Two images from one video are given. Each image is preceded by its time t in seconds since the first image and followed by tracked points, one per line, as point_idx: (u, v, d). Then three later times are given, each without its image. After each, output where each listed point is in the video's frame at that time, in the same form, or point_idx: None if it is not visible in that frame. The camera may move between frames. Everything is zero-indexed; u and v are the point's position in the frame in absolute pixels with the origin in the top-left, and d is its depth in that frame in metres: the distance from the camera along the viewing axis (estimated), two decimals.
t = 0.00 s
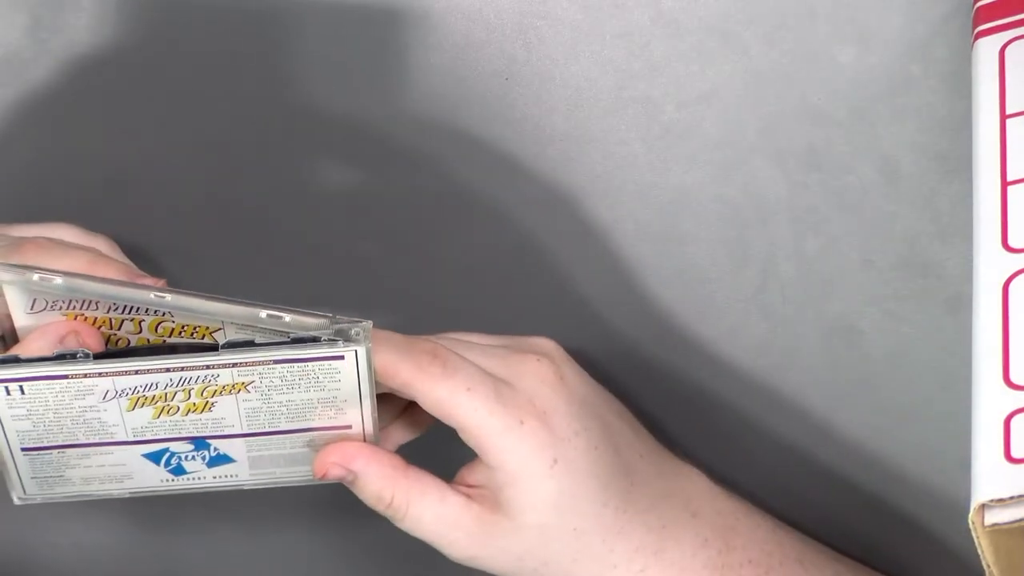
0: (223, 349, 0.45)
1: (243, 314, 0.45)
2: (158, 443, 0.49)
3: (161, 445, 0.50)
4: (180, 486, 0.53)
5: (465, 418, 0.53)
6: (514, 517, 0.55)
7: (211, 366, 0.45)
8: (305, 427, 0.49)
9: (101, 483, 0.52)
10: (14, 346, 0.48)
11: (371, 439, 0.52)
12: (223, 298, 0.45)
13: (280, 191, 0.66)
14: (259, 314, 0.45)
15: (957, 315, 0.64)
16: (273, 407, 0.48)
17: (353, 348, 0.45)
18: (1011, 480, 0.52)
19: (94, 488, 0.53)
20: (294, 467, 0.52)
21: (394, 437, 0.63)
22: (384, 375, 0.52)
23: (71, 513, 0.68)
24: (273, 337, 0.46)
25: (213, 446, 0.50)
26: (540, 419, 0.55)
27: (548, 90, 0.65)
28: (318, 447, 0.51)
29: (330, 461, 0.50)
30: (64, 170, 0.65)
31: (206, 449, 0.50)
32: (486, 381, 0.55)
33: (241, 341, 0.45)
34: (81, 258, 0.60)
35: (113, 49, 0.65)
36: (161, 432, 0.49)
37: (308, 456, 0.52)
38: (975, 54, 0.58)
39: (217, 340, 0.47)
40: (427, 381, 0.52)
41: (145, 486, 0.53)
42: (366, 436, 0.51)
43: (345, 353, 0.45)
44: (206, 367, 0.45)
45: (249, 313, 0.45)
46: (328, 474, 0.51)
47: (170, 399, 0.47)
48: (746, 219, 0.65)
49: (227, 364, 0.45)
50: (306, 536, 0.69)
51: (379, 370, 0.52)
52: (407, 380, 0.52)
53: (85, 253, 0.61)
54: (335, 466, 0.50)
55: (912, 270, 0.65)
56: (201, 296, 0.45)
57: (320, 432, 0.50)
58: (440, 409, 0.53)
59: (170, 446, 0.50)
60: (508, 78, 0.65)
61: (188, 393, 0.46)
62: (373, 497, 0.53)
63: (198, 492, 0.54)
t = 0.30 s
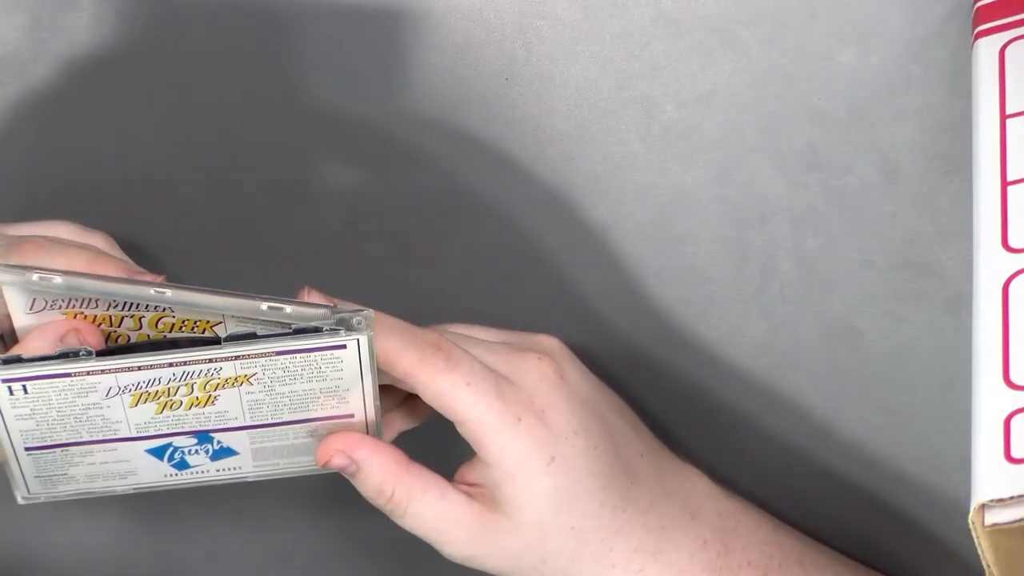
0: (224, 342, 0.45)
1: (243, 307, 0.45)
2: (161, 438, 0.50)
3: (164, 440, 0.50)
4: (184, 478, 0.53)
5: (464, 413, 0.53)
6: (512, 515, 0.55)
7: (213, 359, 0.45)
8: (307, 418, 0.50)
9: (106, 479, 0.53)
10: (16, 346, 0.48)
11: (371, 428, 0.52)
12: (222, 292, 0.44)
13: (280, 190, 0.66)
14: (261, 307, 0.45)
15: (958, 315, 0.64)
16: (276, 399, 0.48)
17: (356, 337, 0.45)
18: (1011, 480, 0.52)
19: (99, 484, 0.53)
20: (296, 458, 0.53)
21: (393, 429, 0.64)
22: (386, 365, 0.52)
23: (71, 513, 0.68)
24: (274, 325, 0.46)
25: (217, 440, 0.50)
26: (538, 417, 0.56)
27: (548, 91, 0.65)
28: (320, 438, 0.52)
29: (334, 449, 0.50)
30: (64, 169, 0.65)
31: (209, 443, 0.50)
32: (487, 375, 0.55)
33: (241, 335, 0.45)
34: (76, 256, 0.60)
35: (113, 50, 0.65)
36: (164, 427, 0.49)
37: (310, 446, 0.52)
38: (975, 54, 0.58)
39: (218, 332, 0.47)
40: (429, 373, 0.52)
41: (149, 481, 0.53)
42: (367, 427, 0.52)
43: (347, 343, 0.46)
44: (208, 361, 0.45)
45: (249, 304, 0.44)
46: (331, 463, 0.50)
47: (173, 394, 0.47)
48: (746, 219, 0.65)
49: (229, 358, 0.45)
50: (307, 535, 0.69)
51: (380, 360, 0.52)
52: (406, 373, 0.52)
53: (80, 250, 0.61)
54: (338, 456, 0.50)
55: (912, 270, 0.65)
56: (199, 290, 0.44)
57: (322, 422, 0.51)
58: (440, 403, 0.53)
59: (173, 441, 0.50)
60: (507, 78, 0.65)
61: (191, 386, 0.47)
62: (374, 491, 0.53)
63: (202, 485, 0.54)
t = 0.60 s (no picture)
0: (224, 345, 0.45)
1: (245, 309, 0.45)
2: (161, 440, 0.50)
3: (163, 442, 0.50)
4: (183, 480, 0.53)
5: (463, 419, 0.53)
6: (510, 520, 0.55)
7: (213, 362, 0.45)
8: (307, 421, 0.50)
9: (105, 480, 0.52)
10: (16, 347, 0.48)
11: (372, 432, 0.52)
12: (225, 294, 0.45)
13: (280, 190, 0.66)
14: (263, 309, 0.45)
15: (957, 315, 0.64)
16: (276, 402, 0.48)
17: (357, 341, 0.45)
18: (1011, 480, 0.52)
19: (98, 485, 0.53)
20: (296, 460, 0.53)
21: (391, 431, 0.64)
22: (387, 368, 0.52)
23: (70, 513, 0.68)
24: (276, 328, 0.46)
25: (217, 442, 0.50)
26: (537, 422, 0.56)
27: (548, 90, 0.65)
28: (320, 440, 0.52)
29: (332, 451, 0.50)
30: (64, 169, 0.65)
31: (209, 444, 0.50)
32: (486, 381, 0.55)
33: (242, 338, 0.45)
34: (77, 256, 0.60)
35: (113, 50, 0.65)
36: (164, 429, 0.49)
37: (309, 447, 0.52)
38: (975, 54, 0.58)
39: (219, 335, 0.47)
40: (428, 378, 0.52)
41: (148, 483, 0.53)
42: (367, 431, 0.52)
43: (348, 347, 0.46)
44: (209, 364, 0.45)
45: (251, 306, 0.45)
46: (330, 464, 0.50)
47: (173, 396, 0.47)
48: (745, 219, 0.65)
49: (230, 361, 0.45)
50: (307, 537, 0.69)
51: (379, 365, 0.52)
52: (405, 378, 0.52)
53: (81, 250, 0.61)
54: (337, 458, 0.50)
55: (912, 270, 0.65)
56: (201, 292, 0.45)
57: (322, 426, 0.51)
58: (439, 408, 0.53)
59: (173, 443, 0.50)
60: (507, 78, 0.65)
61: (191, 389, 0.46)
62: (372, 493, 0.53)
63: (203, 486, 0.54)
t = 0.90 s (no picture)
0: (234, 353, 0.44)
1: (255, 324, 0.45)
2: (180, 432, 0.51)
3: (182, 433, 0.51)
4: (205, 464, 0.55)
5: (484, 426, 0.53)
6: (528, 520, 0.55)
7: (222, 371, 0.45)
8: (323, 421, 0.51)
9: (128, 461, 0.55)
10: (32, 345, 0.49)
11: (392, 431, 0.54)
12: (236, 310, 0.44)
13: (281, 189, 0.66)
14: (272, 325, 0.45)
15: (958, 316, 0.64)
16: (290, 404, 0.49)
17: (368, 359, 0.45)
18: (1012, 481, 0.52)
19: (121, 465, 0.55)
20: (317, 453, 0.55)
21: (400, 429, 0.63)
22: (404, 379, 0.53)
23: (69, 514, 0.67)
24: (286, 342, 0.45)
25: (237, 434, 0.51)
26: (560, 424, 0.55)
27: (548, 90, 0.66)
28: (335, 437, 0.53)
29: (348, 449, 0.52)
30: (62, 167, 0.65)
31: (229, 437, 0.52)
32: (507, 386, 0.55)
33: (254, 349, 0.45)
34: None
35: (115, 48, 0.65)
36: (181, 423, 0.50)
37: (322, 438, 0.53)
38: (976, 54, 0.59)
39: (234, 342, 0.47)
40: (448, 388, 0.53)
41: (172, 464, 0.55)
42: (387, 429, 0.53)
43: (358, 363, 0.45)
44: (218, 371, 0.45)
45: (262, 321, 0.45)
46: (347, 458, 0.52)
47: (186, 396, 0.47)
48: (746, 219, 0.65)
49: (240, 369, 0.45)
50: (304, 538, 0.68)
51: (400, 374, 0.53)
52: (426, 387, 0.53)
53: None
54: (352, 455, 0.52)
55: (912, 271, 0.65)
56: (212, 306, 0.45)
57: (338, 425, 0.52)
58: (460, 416, 0.53)
59: (192, 434, 0.51)
60: (508, 79, 0.66)
61: (203, 391, 0.47)
62: (387, 490, 0.54)
63: (222, 471, 0.57)
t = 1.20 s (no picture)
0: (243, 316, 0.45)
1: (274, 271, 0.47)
2: (185, 407, 0.50)
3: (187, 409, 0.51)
4: (208, 448, 0.54)
5: (491, 406, 0.53)
6: (529, 504, 0.55)
7: (232, 334, 0.45)
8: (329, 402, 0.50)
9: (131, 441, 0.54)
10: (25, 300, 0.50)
11: (397, 414, 0.52)
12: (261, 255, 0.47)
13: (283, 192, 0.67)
14: (290, 276, 0.47)
15: (959, 316, 0.64)
16: (298, 378, 0.48)
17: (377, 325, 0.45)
18: (1012, 480, 0.52)
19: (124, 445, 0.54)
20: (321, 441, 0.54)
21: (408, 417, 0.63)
22: (410, 355, 0.52)
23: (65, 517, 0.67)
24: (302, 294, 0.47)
25: (242, 413, 0.51)
26: (562, 407, 0.56)
27: (548, 90, 0.65)
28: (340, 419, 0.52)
29: (354, 430, 0.51)
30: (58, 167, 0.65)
31: (234, 415, 0.51)
32: (512, 366, 0.54)
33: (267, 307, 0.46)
34: None
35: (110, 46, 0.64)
36: (186, 397, 0.49)
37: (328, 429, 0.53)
38: (975, 54, 0.58)
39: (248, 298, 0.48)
40: (456, 366, 0.52)
41: (174, 446, 0.54)
42: (391, 413, 0.52)
43: (367, 329, 0.45)
44: (228, 334, 0.45)
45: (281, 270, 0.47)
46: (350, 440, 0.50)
47: (194, 363, 0.47)
48: (746, 218, 0.65)
49: (249, 332, 0.45)
50: (304, 538, 0.68)
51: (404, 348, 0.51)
52: (433, 363, 0.52)
53: None
54: (358, 436, 0.51)
55: (912, 271, 0.65)
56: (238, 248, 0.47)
57: (343, 406, 0.51)
58: (467, 395, 0.53)
59: (197, 411, 0.51)
60: (508, 78, 0.65)
61: (212, 357, 0.47)
62: (391, 476, 0.53)
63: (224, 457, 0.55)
